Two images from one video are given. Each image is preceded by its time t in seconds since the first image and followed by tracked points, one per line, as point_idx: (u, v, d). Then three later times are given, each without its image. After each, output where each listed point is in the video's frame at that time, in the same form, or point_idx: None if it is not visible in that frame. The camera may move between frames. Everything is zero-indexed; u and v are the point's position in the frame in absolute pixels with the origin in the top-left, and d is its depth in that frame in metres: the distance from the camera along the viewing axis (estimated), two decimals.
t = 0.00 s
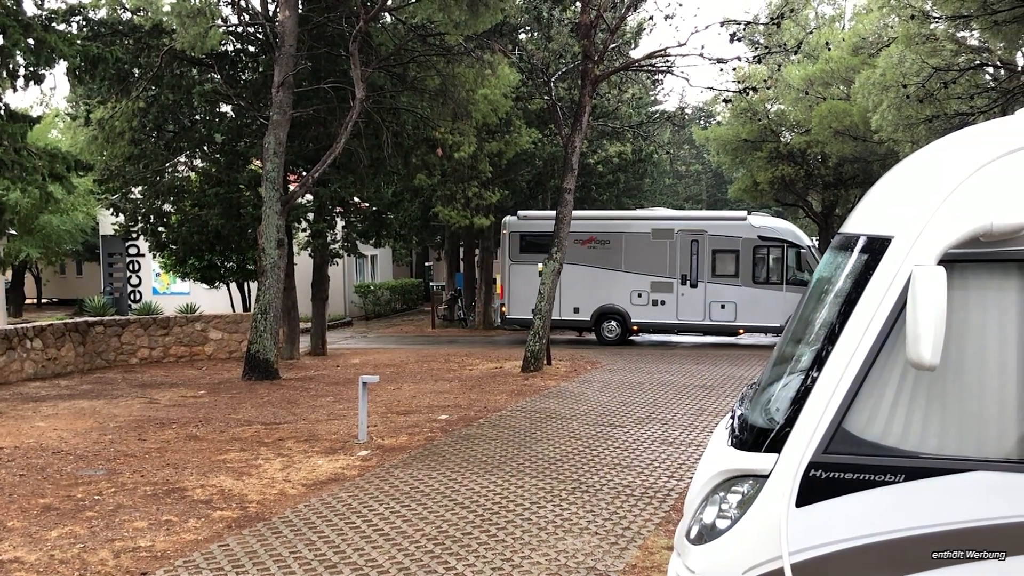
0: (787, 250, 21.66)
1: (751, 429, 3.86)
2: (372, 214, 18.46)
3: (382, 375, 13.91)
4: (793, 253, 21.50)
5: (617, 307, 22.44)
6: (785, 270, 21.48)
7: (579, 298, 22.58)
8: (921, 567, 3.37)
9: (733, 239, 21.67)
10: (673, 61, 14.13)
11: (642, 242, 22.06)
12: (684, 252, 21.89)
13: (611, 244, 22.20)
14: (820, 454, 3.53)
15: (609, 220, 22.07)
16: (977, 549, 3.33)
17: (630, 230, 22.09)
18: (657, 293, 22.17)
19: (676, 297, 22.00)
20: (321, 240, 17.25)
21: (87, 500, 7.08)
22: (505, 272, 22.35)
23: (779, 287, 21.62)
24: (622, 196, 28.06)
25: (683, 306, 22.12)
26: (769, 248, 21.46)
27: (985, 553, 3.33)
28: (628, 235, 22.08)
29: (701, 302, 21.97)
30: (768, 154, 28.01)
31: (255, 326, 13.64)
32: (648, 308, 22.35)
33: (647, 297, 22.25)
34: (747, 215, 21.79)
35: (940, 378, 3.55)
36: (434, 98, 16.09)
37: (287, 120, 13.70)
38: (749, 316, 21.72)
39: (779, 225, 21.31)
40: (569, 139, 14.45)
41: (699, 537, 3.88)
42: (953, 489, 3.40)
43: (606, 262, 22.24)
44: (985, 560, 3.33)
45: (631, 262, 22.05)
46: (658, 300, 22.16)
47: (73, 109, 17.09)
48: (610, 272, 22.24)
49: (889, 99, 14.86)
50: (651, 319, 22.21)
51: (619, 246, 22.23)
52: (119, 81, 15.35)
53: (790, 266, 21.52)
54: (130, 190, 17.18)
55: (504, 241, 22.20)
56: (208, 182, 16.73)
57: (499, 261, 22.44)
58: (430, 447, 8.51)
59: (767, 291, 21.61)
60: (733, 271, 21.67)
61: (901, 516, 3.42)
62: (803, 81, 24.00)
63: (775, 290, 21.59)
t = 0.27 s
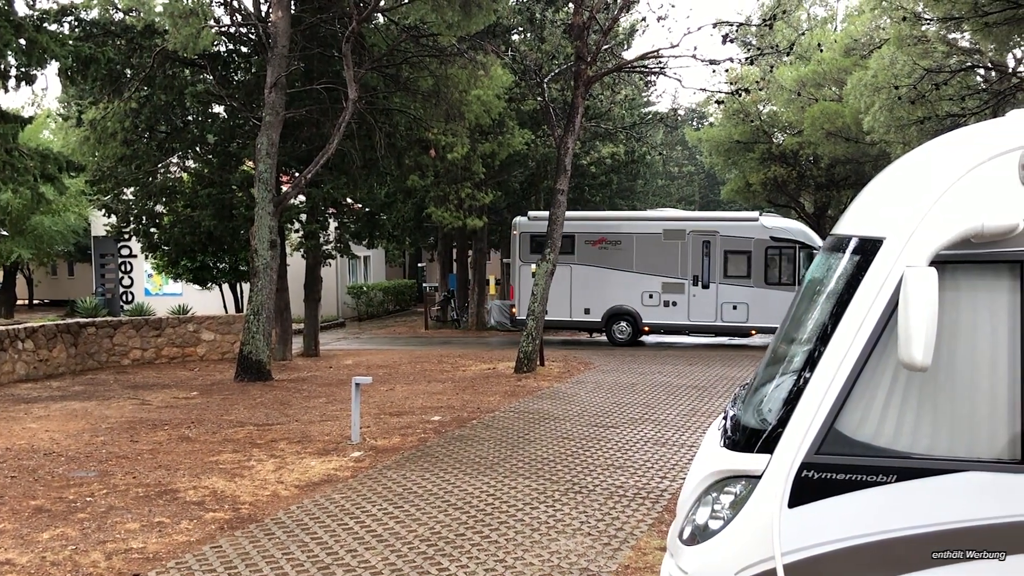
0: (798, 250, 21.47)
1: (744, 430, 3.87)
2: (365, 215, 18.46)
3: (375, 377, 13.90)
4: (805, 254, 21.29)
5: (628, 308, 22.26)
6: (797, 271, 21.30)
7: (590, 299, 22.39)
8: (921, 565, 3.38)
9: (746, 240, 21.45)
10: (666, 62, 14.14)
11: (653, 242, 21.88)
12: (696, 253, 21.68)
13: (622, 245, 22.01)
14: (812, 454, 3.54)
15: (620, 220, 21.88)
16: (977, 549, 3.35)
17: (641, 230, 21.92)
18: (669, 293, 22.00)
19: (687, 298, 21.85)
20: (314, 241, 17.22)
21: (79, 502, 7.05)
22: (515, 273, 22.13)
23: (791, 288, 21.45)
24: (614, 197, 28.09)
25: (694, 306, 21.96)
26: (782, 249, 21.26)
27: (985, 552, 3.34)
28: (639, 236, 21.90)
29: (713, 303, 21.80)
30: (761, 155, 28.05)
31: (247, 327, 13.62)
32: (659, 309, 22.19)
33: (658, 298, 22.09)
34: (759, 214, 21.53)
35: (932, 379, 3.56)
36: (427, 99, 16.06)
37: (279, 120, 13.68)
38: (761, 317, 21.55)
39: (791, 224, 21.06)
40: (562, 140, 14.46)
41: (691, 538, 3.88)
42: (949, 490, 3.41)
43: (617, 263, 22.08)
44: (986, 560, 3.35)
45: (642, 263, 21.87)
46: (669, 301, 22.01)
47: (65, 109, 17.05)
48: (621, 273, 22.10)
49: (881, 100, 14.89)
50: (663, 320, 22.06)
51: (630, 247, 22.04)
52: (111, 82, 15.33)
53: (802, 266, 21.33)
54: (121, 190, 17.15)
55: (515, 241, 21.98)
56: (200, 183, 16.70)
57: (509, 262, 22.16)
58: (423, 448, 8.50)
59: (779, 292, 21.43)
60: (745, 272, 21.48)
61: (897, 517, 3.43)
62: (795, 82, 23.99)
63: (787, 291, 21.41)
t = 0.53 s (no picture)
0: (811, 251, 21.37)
1: (736, 431, 3.87)
2: (358, 216, 18.48)
3: (368, 378, 13.89)
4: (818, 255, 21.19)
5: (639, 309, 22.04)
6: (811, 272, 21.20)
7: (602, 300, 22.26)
8: (922, 564, 3.39)
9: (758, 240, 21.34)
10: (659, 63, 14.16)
11: (665, 243, 21.73)
12: (708, 254, 21.55)
13: (634, 246, 21.85)
14: (804, 455, 3.54)
15: (632, 221, 21.71)
16: (977, 549, 3.36)
17: (653, 231, 21.74)
18: (681, 294, 21.89)
19: (700, 299, 21.74)
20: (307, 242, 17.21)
21: (70, 504, 7.02)
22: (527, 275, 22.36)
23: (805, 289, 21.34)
24: (607, 198, 28.13)
25: (707, 307, 21.83)
26: (795, 250, 21.16)
27: (985, 553, 3.35)
28: (651, 237, 21.76)
29: (725, 304, 21.68)
30: (753, 157, 28.09)
31: (240, 328, 13.62)
32: (671, 310, 22.07)
33: (670, 299, 21.98)
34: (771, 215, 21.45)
35: (924, 380, 3.57)
36: (420, 100, 16.03)
37: (272, 121, 13.66)
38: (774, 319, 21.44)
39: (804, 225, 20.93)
40: (555, 141, 14.46)
41: (684, 539, 3.88)
42: (945, 490, 3.41)
43: (629, 264, 21.95)
44: (986, 560, 3.35)
45: (655, 264, 21.72)
46: (681, 302, 21.89)
47: (57, 110, 16.99)
48: (632, 275, 21.99)
49: (873, 102, 14.92)
50: (675, 322, 21.94)
51: (642, 248, 21.88)
52: (103, 83, 15.33)
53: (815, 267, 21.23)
54: (114, 191, 17.11)
55: (525, 242, 21.52)
56: (194, 183, 16.66)
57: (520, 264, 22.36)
58: (416, 449, 8.49)
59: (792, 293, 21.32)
60: (758, 273, 21.37)
61: (893, 517, 3.44)
62: (787, 83, 23.97)
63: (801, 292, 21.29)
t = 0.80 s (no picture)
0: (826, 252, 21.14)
1: (729, 432, 3.87)
2: (351, 218, 18.55)
3: (361, 380, 13.87)
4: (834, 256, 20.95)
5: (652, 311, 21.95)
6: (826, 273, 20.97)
7: (615, 302, 22.16)
8: (922, 563, 3.40)
9: (773, 242, 21.15)
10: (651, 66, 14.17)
11: (678, 245, 21.63)
12: (722, 256, 21.42)
13: (646, 247, 21.76)
14: (797, 457, 3.55)
15: (644, 223, 21.63)
16: (977, 549, 3.36)
17: (666, 232, 21.65)
18: (694, 296, 21.75)
19: (713, 301, 21.58)
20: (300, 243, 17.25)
21: (62, 506, 7.00)
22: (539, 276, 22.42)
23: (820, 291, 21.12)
24: (600, 200, 28.15)
25: (720, 309, 21.67)
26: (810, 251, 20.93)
27: (985, 552, 3.36)
28: (663, 239, 21.64)
29: (739, 306, 21.51)
30: (746, 159, 28.13)
31: (233, 330, 13.58)
32: (684, 312, 21.93)
33: (684, 301, 21.84)
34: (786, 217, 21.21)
35: (917, 381, 3.57)
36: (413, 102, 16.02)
37: (265, 123, 13.64)
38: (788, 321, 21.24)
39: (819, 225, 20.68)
40: (548, 143, 14.46)
41: (677, 540, 3.87)
42: (941, 491, 3.42)
43: (641, 267, 21.85)
44: (986, 560, 3.36)
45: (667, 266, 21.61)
46: (694, 304, 21.76)
47: (49, 111, 16.95)
48: (645, 277, 21.90)
49: (865, 104, 14.95)
50: (688, 323, 21.81)
51: (655, 249, 21.79)
52: (95, 84, 15.22)
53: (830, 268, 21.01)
54: (106, 193, 17.02)
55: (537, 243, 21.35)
56: (186, 185, 16.68)
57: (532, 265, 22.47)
58: (410, 451, 8.47)
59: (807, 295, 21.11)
60: (772, 275, 21.19)
61: (889, 518, 3.44)
62: (780, 85, 24.03)
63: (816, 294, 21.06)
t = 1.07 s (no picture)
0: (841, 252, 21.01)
1: (722, 435, 3.88)
2: (344, 220, 18.64)
3: (355, 382, 13.85)
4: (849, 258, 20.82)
5: (666, 313, 21.80)
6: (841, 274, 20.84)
7: (628, 305, 21.94)
8: (921, 564, 3.39)
9: (788, 243, 20.94)
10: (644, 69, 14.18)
11: (692, 246, 21.45)
12: (736, 258, 21.30)
13: (660, 249, 21.58)
14: (790, 459, 3.56)
15: (659, 225, 21.45)
16: (976, 549, 3.35)
17: (680, 234, 21.47)
18: (708, 298, 21.61)
19: (728, 303, 21.47)
20: (293, 246, 17.23)
21: (55, 510, 6.97)
22: (552, 279, 22.16)
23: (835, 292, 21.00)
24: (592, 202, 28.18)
25: (735, 311, 21.56)
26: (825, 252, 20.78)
27: (985, 553, 3.35)
28: (677, 241, 21.48)
29: (753, 308, 21.39)
30: (739, 162, 28.16)
31: (226, 332, 13.55)
32: (698, 314, 21.80)
33: (698, 303, 21.70)
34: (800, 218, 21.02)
35: (909, 385, 3.59)
36: (407, 104, 16.00)
37: (258, 125, 13.61)
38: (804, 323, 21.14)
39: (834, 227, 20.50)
40: (542, 146, 14.48)
41: (670, 543, 3.87)
42: (937, 493, 3.42)
43: (655, 269, 21.69)
44: (986, 560, 3.35)
45: (682, 268, 21.48)
46: (708, 306, 21.65)
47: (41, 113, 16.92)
48: (659, 279, 21.75)
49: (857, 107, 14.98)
50: (703, 326, 21.69)
51: (669, 252, 21.60)
52: (88, 86, 15.26)
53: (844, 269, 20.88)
54: (99, 195, 17.02)
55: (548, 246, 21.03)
56: (178, 188, 16.72)
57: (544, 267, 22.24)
58: (403, 454, 8.47)
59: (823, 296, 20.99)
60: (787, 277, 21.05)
61: (885, 520, 3.44)
62: (773, 88, 24.08)
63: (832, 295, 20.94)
